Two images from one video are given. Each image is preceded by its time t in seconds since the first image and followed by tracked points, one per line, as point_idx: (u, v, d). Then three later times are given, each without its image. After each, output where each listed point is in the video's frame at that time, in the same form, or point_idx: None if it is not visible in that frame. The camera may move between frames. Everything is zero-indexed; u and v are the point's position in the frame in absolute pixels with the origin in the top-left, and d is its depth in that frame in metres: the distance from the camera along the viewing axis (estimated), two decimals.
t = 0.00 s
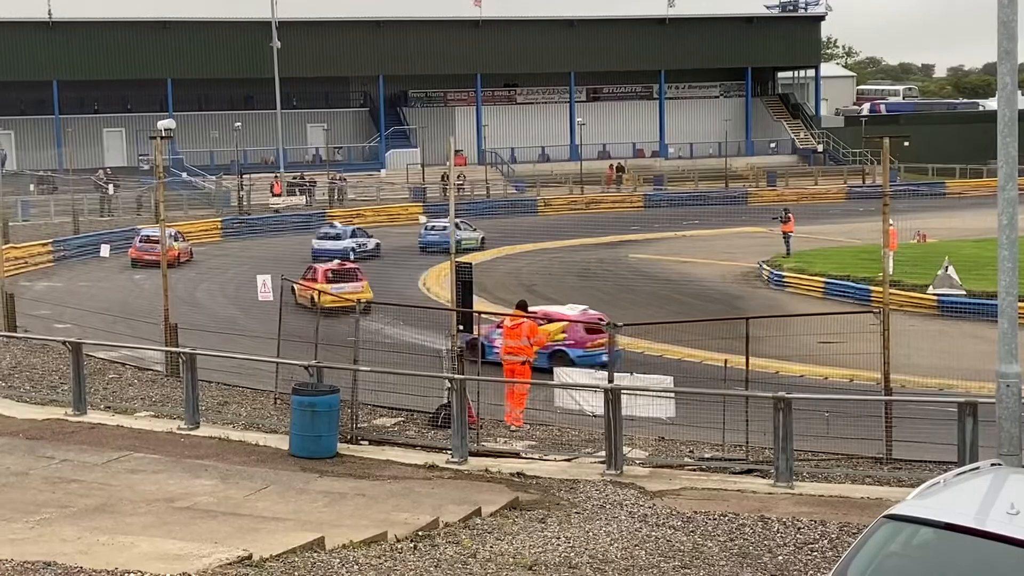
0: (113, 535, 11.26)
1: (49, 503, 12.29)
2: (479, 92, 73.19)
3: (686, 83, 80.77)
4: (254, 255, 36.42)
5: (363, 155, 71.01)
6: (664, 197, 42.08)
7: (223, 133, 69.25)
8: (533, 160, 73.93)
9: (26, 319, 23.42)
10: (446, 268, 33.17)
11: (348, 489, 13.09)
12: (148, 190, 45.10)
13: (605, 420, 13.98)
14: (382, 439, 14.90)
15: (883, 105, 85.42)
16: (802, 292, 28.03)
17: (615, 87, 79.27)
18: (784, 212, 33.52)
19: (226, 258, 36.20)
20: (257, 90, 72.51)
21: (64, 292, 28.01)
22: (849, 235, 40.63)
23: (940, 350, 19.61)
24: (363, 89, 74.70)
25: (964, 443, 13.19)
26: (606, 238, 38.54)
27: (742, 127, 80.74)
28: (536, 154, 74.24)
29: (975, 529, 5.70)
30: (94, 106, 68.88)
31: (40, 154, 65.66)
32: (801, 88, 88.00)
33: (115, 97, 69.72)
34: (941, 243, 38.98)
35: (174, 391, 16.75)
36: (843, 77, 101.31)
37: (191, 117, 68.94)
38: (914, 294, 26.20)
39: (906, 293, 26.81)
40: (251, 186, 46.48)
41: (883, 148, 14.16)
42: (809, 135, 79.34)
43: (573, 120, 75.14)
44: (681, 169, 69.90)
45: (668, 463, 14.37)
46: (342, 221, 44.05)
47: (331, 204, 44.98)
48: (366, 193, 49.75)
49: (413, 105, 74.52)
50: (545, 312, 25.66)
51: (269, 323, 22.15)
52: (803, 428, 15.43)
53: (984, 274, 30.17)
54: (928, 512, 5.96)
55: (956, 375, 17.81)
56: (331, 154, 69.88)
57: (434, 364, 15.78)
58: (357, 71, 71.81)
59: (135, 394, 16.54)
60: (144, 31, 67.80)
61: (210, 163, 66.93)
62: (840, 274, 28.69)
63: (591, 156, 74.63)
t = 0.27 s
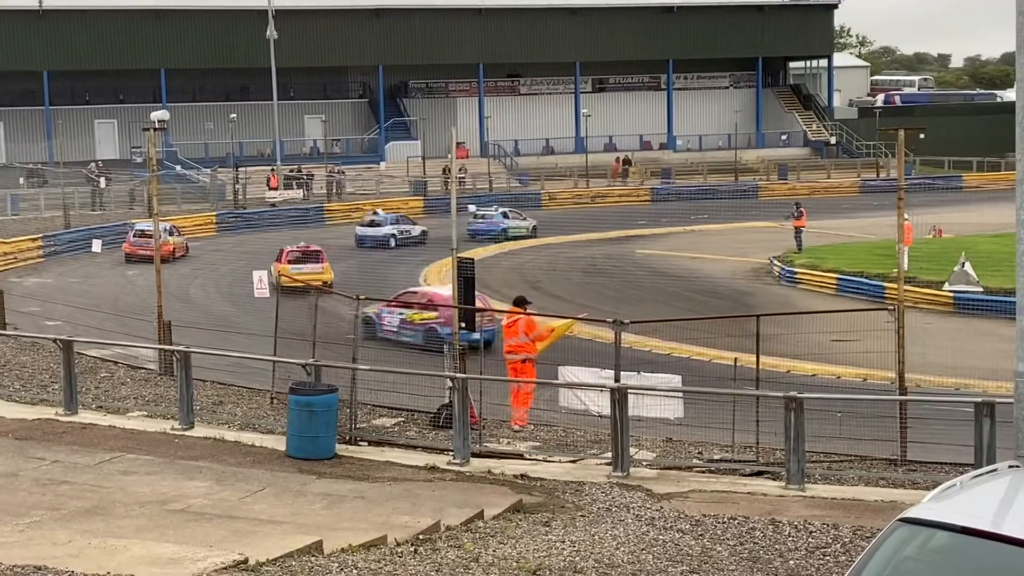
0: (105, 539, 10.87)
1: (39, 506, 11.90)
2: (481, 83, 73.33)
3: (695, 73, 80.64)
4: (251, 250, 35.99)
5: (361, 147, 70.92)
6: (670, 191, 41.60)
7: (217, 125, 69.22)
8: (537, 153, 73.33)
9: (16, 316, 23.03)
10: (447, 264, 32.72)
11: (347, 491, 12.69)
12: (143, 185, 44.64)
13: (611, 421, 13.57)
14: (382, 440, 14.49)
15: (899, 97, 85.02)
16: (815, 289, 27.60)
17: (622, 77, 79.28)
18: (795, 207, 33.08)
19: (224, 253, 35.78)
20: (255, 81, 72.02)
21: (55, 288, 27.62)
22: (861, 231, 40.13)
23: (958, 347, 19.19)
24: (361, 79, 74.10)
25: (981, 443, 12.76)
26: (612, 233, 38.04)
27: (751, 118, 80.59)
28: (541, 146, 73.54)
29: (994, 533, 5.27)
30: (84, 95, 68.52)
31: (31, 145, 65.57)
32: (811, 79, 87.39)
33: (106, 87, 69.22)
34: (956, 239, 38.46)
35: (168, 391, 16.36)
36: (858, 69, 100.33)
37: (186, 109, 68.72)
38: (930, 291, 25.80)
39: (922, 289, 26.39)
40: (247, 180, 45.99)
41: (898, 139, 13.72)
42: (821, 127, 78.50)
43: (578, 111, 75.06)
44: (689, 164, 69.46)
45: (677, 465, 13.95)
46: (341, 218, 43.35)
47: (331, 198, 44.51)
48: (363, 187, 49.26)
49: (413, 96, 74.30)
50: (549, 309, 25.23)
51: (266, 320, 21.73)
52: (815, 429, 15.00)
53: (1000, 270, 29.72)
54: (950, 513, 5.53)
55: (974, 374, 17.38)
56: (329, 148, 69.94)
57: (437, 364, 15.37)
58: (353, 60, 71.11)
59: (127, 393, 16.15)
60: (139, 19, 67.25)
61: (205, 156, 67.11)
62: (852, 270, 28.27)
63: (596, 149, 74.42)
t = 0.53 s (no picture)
0: (96, 542, 10.53)
1: (29, 508, 11.55)
2: (484, 74, 72.68)
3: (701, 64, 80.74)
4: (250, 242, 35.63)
5: (359, 141, 69.39)
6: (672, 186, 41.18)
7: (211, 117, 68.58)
8: (539, 145, 72.76)
9: (5, 314, 22.67)
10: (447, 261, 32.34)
11: (344, 493, 12.35)
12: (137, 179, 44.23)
13: (615, 421, 13.22)
14: (380, 440, 14.14)
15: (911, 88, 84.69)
16: (825, 285, 27.25)
17: (627, 68, 79.08)
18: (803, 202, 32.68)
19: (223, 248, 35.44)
20: (249, 71, 71.98)
21: (46, 284, 27.23)
22: (872, 226, 39.73)
23: (974, 347, 18.84)
24: (359, 71, 74.20)
25: (996, 444, 12.38)
26: (615, 228, 37.66)
27: (760, 111, 79.44)
28: (542, 139, 73.05)
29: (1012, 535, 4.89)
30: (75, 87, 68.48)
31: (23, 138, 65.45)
32: (823, 68, 87.06)
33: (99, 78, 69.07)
34: (970, 234, 38.03)
35: (160, 390, 16.01)
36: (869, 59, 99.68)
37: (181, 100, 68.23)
38: (943, 288, 25.39)
39: (935, 286, 26.04)
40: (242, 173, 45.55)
41: (911, 132, 13.36)
42: (831, 119, 78.39)
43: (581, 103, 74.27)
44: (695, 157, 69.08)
45: (682, 466, 13.58)
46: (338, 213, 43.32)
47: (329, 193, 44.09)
48: (362, 181, 48.84)
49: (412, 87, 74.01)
50: (552, 306, 24.85)
51: (261, 317, 21.37)
52: (825, 430, 14.63)
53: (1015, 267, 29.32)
54: (961, 515, 5.15)
55: (989, 373, 17.05)
56: (325, 140, 68.62)
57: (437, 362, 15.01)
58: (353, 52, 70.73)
59: (119, 392, 15.79)
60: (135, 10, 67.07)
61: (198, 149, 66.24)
62: (863, 266, 27.91)
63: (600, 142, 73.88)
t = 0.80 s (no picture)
0: (93, 541, 10.42)
1: (24, 507, 11.44)
2: (483, 69, 72.62)
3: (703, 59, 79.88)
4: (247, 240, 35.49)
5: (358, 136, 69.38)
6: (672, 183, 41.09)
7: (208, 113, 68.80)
8: (540, 141, 72.70)
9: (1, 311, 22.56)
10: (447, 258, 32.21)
11: (343, 492, 12.24)
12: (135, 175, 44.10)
13: (616, 420, 13.11)
14: (380, 439, 14.02)
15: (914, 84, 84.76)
16: (827, 283, 27.14)
17: (629, 64, 78.51)
18: (805, 200, 32.57)
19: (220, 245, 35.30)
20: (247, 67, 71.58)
21: (42, 282, 27.10)
22: (874, 223, 39.62)
23: (977, 346, 18.72)
24: (357, 66, 73.64)
25: (999, 443, 12.28)
26: (614, 225, 37.56)
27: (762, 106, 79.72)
28: (543, 135, 72.87)
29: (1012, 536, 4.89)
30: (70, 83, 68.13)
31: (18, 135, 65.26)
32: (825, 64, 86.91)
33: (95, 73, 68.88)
34: (973, 231, 37.93)
35: (157, 388, 15.90)
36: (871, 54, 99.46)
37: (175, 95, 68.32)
38: (946, 286, 25.29)
39: (938, 284, 25.94)
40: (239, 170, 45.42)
41: (913, 129, 13.27)
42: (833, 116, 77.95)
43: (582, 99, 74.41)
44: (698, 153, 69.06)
45: (683, 465, 13.48)
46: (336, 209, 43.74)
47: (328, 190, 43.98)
48: (360, 177, 48.68)
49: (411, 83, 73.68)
50: (552, 303, 24.76)
51: (258, 315, 21.25)
52: (827, 428, 14.52)
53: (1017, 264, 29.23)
54: (964, 515, 5.16)
55: (992, 372, 16.95)
56: (324, 137, 68.83)
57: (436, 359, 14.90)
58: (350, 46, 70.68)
59: (115, 390, 15.67)
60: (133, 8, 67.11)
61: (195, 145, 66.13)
62: (865, 264, 27.82)
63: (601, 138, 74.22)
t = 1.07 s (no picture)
0: (90, 540, 10.39)
1: (21, 506, 11.41)
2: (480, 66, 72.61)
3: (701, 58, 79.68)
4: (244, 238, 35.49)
5: (356, 134, 70.42)
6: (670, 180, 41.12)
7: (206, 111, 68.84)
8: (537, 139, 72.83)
9: None
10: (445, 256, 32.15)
11: (341, 490, 12.23)
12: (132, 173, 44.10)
13: (613, 419, 13.10)
14: (377, 437, 14.00)
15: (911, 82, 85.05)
16: (824, 281, 27.15)
17: (626, 61, 78.09)
18: (802, 198, 32.59)
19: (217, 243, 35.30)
20: (244, 65, 71.57)
21: (39, 280, 27.04)
22: (871, 222, 39.60)
23: (975, 343, 18.70)
24: (355, 64, 73.97)
25: (996, 442, 12.28)
26: (612, 223, 37.57)
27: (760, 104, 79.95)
28: (540, 134, 73.14)
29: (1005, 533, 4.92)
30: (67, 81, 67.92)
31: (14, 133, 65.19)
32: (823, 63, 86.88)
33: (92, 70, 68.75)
34: (969, 229, 37.93)
35: (155, 386, 15.88)
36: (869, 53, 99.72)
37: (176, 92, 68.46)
38: (944, 284, 25.30)
39: (936, 282, 25.95)
40: (237, 167, 45.41)
41: (911, 126, 13.25)
42: (831, 114, 78.27)
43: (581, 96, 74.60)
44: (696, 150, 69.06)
45: (681, 463, 13.48)
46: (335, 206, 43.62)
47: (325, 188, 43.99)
48: (359, 175, 48.61)
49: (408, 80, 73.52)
50: (550, 301, 24.77)
51: (256, 313, 21.25)
52: (825, 427, 14.53)
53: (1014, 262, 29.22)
54: (955, 510, 5.19)
55: (991, 369, 16.95)
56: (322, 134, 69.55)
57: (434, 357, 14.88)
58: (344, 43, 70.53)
59: (113, 389, 15.64)
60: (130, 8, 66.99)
61: (193, 143, 66.44)
62: (862, 262, 27.84)
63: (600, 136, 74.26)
